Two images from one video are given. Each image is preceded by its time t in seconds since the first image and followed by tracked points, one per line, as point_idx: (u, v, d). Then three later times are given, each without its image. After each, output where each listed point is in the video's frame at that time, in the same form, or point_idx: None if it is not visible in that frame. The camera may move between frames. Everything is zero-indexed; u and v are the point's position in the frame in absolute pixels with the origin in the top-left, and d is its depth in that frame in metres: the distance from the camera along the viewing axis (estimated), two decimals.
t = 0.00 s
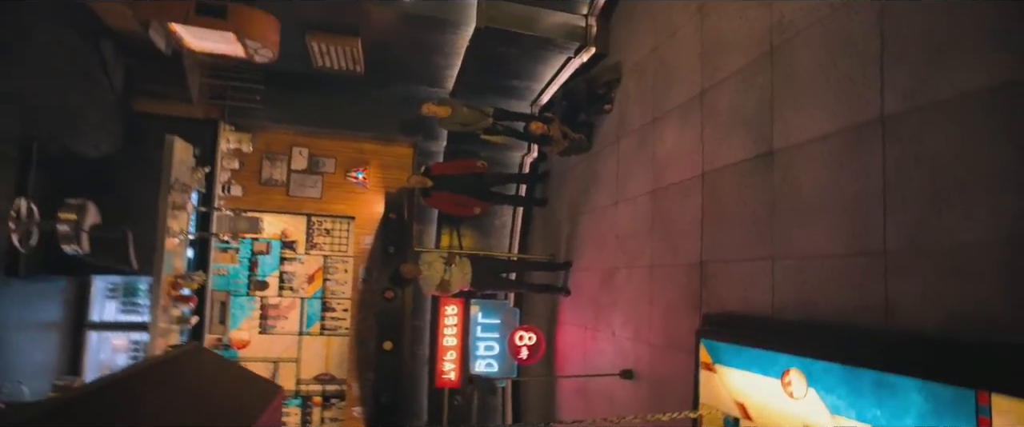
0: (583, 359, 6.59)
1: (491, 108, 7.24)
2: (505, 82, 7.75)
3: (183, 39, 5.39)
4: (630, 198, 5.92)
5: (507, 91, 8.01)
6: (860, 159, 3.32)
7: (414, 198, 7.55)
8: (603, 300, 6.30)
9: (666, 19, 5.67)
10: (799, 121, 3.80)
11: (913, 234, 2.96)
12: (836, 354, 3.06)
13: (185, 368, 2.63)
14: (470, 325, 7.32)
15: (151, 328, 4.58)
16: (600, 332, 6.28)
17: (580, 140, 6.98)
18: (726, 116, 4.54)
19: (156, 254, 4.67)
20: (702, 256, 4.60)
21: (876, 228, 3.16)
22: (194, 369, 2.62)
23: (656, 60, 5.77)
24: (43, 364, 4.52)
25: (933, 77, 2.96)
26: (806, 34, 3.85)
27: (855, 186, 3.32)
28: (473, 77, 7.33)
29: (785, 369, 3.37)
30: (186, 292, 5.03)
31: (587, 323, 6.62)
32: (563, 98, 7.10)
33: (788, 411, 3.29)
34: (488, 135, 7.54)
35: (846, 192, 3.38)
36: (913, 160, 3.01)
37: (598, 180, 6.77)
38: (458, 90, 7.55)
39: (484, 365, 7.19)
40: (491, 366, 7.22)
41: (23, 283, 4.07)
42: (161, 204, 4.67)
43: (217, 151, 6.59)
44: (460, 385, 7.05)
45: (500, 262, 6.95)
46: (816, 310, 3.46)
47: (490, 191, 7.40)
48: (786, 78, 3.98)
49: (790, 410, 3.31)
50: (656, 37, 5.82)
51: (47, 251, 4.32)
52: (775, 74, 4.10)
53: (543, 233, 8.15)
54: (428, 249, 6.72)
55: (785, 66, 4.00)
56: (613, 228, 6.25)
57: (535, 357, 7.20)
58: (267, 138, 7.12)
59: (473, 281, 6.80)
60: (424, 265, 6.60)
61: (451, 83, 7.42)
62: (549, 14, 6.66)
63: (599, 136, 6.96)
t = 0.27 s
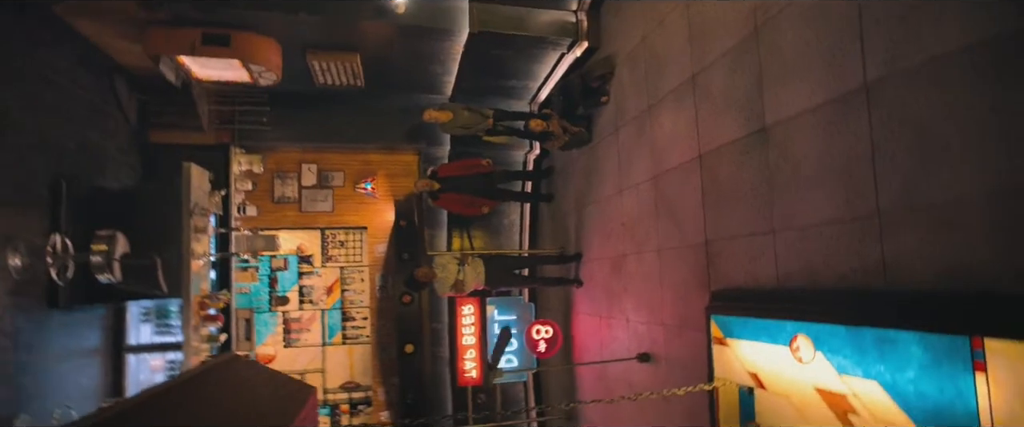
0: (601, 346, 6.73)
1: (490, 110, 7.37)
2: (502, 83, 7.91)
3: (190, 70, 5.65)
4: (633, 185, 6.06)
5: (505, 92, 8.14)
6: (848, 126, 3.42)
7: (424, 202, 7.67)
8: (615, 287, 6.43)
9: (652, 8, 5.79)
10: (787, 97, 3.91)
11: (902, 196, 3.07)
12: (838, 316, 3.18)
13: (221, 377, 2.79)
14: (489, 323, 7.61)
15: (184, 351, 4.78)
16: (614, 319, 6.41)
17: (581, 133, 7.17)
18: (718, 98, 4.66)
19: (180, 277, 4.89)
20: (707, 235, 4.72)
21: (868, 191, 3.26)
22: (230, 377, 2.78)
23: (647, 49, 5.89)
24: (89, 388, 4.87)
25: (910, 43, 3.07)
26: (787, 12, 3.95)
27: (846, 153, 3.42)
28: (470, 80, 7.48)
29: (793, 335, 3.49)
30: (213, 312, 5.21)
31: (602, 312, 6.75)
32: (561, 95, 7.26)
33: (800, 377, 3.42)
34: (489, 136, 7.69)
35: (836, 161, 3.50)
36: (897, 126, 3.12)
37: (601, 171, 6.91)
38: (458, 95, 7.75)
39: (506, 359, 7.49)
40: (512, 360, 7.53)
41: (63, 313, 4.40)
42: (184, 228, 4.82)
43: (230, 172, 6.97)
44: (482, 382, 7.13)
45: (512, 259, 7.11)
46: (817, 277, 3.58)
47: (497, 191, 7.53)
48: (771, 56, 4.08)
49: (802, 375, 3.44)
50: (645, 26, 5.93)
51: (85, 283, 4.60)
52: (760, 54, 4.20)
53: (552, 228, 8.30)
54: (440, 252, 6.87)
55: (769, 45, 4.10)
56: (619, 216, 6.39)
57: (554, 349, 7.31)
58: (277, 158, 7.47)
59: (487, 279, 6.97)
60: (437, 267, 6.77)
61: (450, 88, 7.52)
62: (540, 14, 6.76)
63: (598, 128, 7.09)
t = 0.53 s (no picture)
0: (615, 333, 6.85)
1: (489, 111, 7.53)
2: (498, 84, 7.98)
3: (198, 98, 5.84)
4: (633, 172, 6.18)
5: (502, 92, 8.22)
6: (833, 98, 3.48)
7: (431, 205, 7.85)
8: (624, 273, 6.55)
9: None
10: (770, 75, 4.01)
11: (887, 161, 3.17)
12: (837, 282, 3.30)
13: (253, 384, 2.93)
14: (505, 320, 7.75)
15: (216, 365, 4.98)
16: (626, 305, 6.53)
17: (579, 125, 7.32)
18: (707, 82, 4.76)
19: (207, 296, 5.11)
20: (708, 215, 4.84)
21: (856, 159, 3.35)
22: (261, 384, 2.92)
23: (636, 38, 5.99)
24: (126, 409, 5.05)
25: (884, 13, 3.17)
26: None
27: (831, 123, 3.51)
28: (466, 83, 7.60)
29: (796, 303, 3.62)
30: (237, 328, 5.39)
31: (613, 299, 6.87)
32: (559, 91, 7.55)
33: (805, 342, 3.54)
34: (489, 136, 7.83)
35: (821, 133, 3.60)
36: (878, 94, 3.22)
37: (601, 161, 7.02)
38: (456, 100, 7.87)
39: (523, 354, 7.64)
40: (529, 354, 7.66)
41: (98, 340, 4.61)
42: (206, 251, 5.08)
43: (242, 194, 7.18)
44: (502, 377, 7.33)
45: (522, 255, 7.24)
46: (814, 246, 3.69)
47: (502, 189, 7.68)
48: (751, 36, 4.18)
49: (806, 339, 3.57)
50: (632, 16, 6.04)
51: (116, 309, 4.81)
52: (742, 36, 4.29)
53: (558, 221, 8.43)
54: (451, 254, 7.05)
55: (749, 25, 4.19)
56: (622, 204, 6.51)
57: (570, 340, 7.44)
58: (285, 175, 7.64)
59: (499, 275, 7.11)
60: (449, 269, 6.93)
61: (447, 93, 7.56)
62: (529, 13, 6.70)
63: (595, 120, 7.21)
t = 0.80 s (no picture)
0: (626, 319, 6.98)
1: (486, 112, 7.69)
2: (491, 84, 7.96)
3: (205, 122, 6.02)
4: (631, 160, 6.31)
5: (496, 91, 8.23)
6: (811, 72, 3.59)
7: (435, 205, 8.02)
8: (630, 259, 6.69)
9: None
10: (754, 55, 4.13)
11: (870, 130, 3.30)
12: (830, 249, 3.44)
13: (280, 387, 3.09)
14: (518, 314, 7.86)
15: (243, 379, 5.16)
16: (635, 290, 6.66)
17: (575, 119, 7.48)
18: (694, 66, 4.87)
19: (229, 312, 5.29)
20: (705, 196, 4.97)
21: (839, 129, 3.47)
22: (288, 387, 3.08)
23: (623, 29, 6.11)
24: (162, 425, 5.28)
25: None
26: None
27: (812, 97, 3.62)
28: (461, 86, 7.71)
29: (793, 272, 3.76)
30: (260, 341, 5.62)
31: (622, 286, 7.00)
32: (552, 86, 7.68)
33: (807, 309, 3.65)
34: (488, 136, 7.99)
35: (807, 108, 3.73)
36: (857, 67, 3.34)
37: (599, 152, 7.15)
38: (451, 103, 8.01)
39: (537, 346, 7.78)
40: (543, 346, 7.80)
41: (131, 360, 4.85)
42: (223, 269, 5.35)
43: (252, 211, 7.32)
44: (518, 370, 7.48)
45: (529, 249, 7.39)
46: (807, 217, 3.82)
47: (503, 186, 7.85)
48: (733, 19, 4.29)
49: (806, 307, 3.70)
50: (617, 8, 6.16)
51: (145, 330, 5.08)
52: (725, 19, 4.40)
53: (562, 214, 8.57)
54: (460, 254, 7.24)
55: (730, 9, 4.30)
56: (623, 192, 6.65)
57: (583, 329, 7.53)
58: (293, 190, 7.87)
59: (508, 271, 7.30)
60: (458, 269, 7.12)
61: (442, 97, 7.87)
62: (518, 12, 6.65)
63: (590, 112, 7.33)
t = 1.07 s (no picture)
0: (634, 303, 7.11)
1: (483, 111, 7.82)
2: (486, 84, 8.05)
3: (210, 145, 6.21)
4: (626, 148, 6.45)
5: (490, 91, 8.32)
6: (789, 48, 3.72)
7: (438, 206, 8.19)
8: (633, 245, 6.83)
9: None
10: (733, 38, 4.25)
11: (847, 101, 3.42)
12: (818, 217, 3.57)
13: (304, 386, 3.24)
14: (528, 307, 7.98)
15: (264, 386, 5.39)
16: (639, 274, 6.80)
17: (570, 112, 7.59)
18: (677, 53, 4.99)
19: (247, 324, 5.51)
20: (699, 177, 5.10)
21: (818, 101, 3.60)
22: (312, 385, 3.23)
23: (608, 21, 6.23)
24: None
25: None
26: None
27: (792, 72, 3.75)
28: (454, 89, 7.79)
29: (786, 242, 3.89)
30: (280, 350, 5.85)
31: (627, 272, 7.13)
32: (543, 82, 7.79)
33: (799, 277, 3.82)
34: (486, 135, 8.14)
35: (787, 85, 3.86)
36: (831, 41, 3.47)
37: (595, 142, 7.30)
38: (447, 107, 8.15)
39: (550, 338, 7.89)
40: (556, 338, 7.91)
41: (160, 377, 5.05)
42: (239, 283, 5.53)
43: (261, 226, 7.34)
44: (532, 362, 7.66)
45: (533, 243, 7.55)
46: (795, 188, 3.96)
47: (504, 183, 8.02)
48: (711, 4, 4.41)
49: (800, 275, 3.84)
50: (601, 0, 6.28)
51: (170, 348, 5.32)
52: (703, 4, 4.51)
53: (564, 205, 8.72)
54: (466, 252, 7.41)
55: None
56: (621, 179, 6.78)
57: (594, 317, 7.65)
58: (299, 204, 8.06)
59: (515, 266, 7.51)
60: (466, 268, 7.32)
61: (437, 102, 7.94)
62: (505, 11, 6.77)
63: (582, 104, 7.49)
